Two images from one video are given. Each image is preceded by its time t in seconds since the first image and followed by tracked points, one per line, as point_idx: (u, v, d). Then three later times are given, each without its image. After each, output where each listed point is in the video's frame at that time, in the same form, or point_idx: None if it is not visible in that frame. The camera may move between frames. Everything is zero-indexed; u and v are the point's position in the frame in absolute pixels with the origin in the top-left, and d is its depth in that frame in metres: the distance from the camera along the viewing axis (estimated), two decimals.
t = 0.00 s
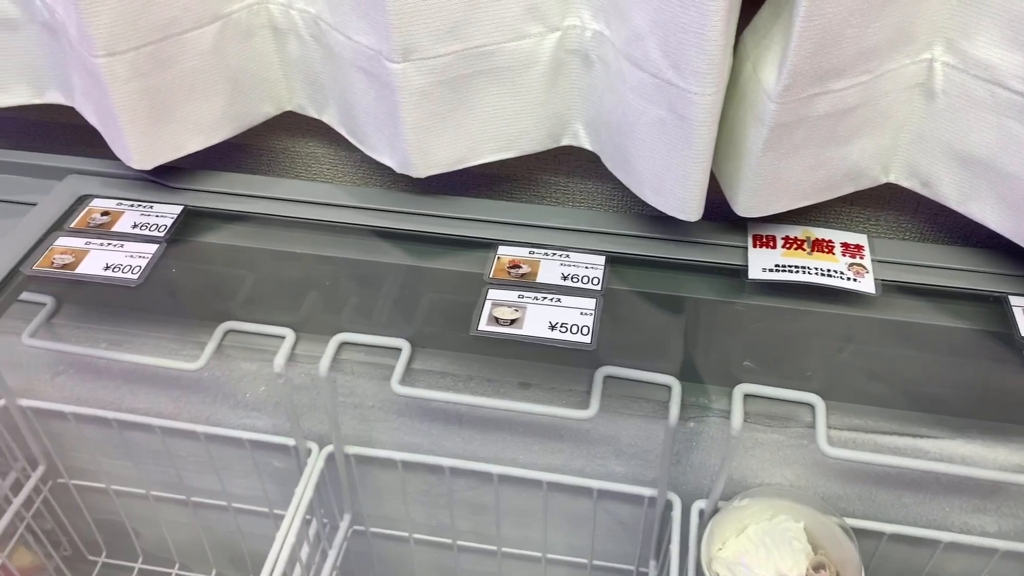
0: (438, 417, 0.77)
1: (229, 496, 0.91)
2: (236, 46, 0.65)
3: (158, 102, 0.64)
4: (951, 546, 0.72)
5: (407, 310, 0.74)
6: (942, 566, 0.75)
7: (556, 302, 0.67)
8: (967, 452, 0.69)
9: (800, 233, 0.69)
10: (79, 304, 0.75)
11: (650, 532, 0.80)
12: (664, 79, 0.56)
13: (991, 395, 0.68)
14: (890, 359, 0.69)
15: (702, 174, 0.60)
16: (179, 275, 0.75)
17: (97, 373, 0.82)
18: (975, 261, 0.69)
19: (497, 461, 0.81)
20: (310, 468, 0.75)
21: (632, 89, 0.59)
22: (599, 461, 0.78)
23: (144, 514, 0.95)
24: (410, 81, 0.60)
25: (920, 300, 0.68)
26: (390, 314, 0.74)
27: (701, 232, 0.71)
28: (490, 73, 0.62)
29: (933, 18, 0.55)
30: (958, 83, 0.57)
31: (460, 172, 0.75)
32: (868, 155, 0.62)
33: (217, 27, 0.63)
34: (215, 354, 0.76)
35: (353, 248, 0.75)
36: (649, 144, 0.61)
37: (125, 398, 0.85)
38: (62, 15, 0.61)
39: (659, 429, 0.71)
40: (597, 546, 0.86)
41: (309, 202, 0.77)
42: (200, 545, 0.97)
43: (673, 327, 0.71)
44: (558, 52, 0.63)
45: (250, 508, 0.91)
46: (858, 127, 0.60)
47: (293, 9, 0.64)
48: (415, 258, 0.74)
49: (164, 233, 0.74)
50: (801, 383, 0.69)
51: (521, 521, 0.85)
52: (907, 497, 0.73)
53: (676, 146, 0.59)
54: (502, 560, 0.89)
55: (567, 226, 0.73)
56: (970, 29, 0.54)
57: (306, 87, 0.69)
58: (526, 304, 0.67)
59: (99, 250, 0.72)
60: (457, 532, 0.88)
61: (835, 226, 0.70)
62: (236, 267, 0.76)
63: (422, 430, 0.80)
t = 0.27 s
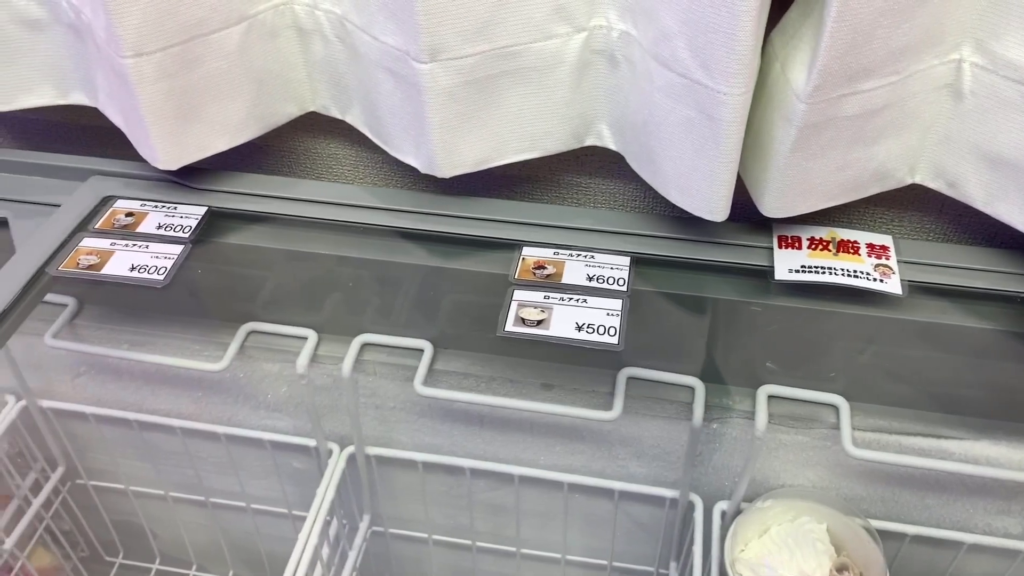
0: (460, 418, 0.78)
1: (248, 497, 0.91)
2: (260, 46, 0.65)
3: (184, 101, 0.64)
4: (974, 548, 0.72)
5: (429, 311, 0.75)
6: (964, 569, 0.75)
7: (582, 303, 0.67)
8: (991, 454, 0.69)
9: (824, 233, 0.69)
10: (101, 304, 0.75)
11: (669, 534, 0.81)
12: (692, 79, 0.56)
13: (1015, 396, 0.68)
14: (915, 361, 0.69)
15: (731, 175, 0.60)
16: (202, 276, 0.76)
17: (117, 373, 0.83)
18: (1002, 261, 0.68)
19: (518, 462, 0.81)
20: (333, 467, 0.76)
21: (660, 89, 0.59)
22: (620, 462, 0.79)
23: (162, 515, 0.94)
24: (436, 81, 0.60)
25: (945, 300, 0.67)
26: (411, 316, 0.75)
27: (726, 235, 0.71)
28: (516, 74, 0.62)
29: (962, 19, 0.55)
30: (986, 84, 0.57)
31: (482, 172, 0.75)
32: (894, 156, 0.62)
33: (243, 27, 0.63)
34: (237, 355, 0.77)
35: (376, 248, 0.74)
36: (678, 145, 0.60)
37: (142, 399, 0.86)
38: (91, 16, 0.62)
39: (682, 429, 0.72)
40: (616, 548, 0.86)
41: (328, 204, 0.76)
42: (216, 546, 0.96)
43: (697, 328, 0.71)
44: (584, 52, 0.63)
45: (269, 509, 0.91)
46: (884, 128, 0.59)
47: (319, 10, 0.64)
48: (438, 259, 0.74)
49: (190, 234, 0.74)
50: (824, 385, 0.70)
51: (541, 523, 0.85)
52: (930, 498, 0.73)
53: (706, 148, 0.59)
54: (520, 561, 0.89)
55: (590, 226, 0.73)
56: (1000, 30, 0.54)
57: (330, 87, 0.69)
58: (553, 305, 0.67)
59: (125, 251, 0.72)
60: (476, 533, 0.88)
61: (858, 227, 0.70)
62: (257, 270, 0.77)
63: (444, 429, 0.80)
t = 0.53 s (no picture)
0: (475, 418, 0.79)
1: (260, 497, 0.92)
2: (280, 47, 0.65)
3: (205, 100, 0.65)
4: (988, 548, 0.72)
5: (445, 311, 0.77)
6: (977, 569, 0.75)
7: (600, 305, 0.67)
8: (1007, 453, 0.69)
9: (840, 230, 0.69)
10: (116, 305, 0.75)
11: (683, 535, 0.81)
12: (712, 79, 0.56)
13: None
14: (930, 361, 0.69)
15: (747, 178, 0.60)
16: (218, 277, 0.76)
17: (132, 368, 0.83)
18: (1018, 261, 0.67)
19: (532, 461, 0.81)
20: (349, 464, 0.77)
21: (679, 90, 0.59)
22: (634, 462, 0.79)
23: (174, 515, 0.95)
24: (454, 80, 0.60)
25: (961, 301, 0.67)
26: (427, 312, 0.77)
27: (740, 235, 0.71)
28: (532, 74, 0.62)
29: (981, 20, 0.55)
30: (1003, 84, 0.57)
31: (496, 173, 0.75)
32: (910, 156, 0.62)
33: (262, 28, 0.63)
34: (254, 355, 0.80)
35: (391, 248, 0.75)
36: (696, 145, 0.60)
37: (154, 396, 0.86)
38: (109, 16, 0.62)
39: (694, 429, 0.72)
40: (629, 548, 0.86)
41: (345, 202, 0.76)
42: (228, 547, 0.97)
43: (713, 328, 0.71)
44: (601, 53, 0.63)
45: (281, 510, 0.92)
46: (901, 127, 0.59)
47: (336, 11, 0.64)
48: (452, 259, 0.74)
49: (207, 234, 0.74)
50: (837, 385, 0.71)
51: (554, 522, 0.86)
52: (944, 498, 0.73)
53: (724, 147, 0.59)
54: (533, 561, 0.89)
55: (605, 226, 0.73)
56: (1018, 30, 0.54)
57: (347, 87, 0.69)
58: (571, 305, 0.67)
59: (142, 252, 0.73)
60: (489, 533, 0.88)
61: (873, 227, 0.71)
62: (274, 268, 0.77)
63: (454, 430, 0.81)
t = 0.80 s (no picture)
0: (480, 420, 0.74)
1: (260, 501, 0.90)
2: (290, 45, 0.73)
3: (207, 101, 0.78)
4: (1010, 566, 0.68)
5: (460, 303, 0.81)
6: None
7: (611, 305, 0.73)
8: None
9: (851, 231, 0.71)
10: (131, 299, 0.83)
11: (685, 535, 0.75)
12: (721, 79, 0.60)
13: None
14: (938, 361, 0.69)
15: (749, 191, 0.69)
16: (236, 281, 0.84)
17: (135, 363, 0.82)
18: None
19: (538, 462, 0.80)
20: (351, 471, 0.72)
21: (687, 89, 0.63)
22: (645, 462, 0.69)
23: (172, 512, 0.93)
24: (465, 77, 0.67)
25: (969, 300, 0.67)
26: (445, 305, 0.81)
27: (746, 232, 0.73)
28: (542, 71, 0.68)
29: (993, 17, 0.54)
30: (1017, 82, 0.55)
31: (502, 174, 0.80)
32: (921, 157, 0.62)
33: (271, 26, 0.71)
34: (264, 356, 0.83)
35: (406, 246, 0.80)
36: (704, 140, 0.65)
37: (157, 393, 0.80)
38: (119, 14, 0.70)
39: (704, 428, 0.71)
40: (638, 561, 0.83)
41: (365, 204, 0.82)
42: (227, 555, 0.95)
43: (720, 326, 0.73)
44: (612, 50, 0.67)
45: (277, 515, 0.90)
46: (910, 128, 0.59)
47: (347, 11, 0.71)
48: (466, 257, 0.79)
49: (216, 233, 0.82)
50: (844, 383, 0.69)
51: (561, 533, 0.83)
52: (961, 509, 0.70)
53: (726, 141, 0.64)
54: None
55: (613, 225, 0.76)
56: None
57: (356, 88, 0.79)
58: (582, 304, 0.73)
59: (151, 250, 0.82)
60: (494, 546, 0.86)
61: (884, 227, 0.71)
62: (298, 267, 0.83)
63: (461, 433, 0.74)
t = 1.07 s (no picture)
0: (478, 421, 0.72)
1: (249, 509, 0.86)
2: (295, 47, 0.74)
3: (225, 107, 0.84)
4: None
5: (460, 304, 0.79)
6: None
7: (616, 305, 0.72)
8: None
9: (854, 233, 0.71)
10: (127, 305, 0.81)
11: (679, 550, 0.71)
12: (725, 78, 0.60)
13: None
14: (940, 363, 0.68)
15: (751, 194, 0.73)
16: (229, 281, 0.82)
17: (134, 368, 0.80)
18: None
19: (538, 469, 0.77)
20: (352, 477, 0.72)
21: (689, 89, 0.63)
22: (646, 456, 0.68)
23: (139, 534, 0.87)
24: (465, 80, 0.68)
25: (977, 301, 0.68)
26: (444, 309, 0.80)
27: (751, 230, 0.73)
28: (542, 71, 0.69)
29: (1002, 18, 0.54)
30: None
31: (505, 178, 0.80)
32: (926, 155, 0.60)
33: (279, 27, 0.72)
34: (267, 358, 0.81)
35: (407, 248, 0.80)
36: (703, 139, 0.65)
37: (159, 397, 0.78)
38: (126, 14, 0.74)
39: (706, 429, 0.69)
40: None
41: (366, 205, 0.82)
42: None
43: (723, 327, 0.71)
44: (617, 53, 0.67)
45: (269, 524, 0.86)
46: (919, 130, 0.58)
47: (352, 12, 0.72)
48: (468, 260, 0.78)
49: (222, 235, 0.82)
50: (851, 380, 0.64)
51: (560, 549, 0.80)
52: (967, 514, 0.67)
53: (726, 141, 0.64)
54: None
55: (617, 227, 0.75)
56: None
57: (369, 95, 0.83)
58: (587, 304, 0.72)
59: (157, 252, 0.79)
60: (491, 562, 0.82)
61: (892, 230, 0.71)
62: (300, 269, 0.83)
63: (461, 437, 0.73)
